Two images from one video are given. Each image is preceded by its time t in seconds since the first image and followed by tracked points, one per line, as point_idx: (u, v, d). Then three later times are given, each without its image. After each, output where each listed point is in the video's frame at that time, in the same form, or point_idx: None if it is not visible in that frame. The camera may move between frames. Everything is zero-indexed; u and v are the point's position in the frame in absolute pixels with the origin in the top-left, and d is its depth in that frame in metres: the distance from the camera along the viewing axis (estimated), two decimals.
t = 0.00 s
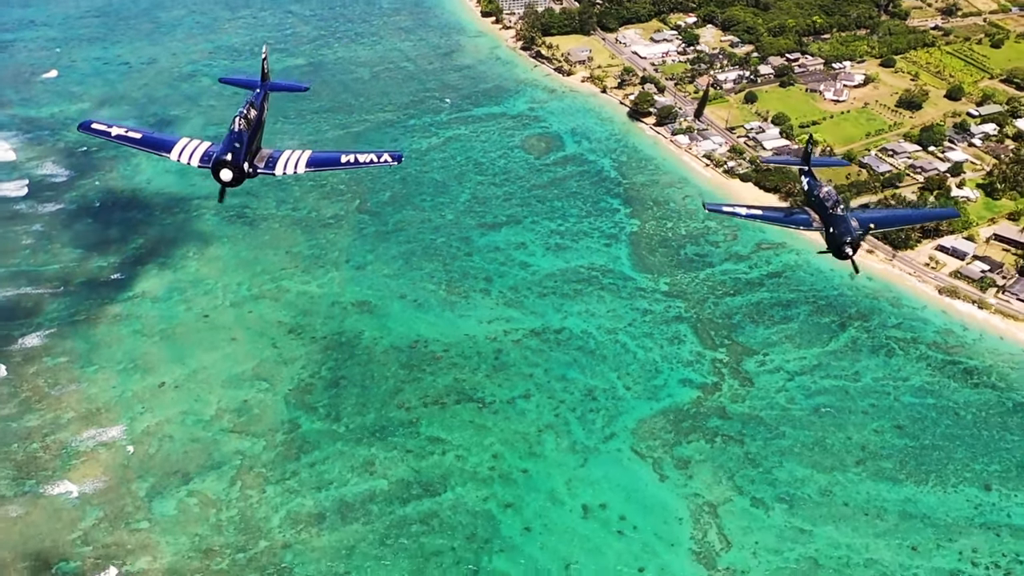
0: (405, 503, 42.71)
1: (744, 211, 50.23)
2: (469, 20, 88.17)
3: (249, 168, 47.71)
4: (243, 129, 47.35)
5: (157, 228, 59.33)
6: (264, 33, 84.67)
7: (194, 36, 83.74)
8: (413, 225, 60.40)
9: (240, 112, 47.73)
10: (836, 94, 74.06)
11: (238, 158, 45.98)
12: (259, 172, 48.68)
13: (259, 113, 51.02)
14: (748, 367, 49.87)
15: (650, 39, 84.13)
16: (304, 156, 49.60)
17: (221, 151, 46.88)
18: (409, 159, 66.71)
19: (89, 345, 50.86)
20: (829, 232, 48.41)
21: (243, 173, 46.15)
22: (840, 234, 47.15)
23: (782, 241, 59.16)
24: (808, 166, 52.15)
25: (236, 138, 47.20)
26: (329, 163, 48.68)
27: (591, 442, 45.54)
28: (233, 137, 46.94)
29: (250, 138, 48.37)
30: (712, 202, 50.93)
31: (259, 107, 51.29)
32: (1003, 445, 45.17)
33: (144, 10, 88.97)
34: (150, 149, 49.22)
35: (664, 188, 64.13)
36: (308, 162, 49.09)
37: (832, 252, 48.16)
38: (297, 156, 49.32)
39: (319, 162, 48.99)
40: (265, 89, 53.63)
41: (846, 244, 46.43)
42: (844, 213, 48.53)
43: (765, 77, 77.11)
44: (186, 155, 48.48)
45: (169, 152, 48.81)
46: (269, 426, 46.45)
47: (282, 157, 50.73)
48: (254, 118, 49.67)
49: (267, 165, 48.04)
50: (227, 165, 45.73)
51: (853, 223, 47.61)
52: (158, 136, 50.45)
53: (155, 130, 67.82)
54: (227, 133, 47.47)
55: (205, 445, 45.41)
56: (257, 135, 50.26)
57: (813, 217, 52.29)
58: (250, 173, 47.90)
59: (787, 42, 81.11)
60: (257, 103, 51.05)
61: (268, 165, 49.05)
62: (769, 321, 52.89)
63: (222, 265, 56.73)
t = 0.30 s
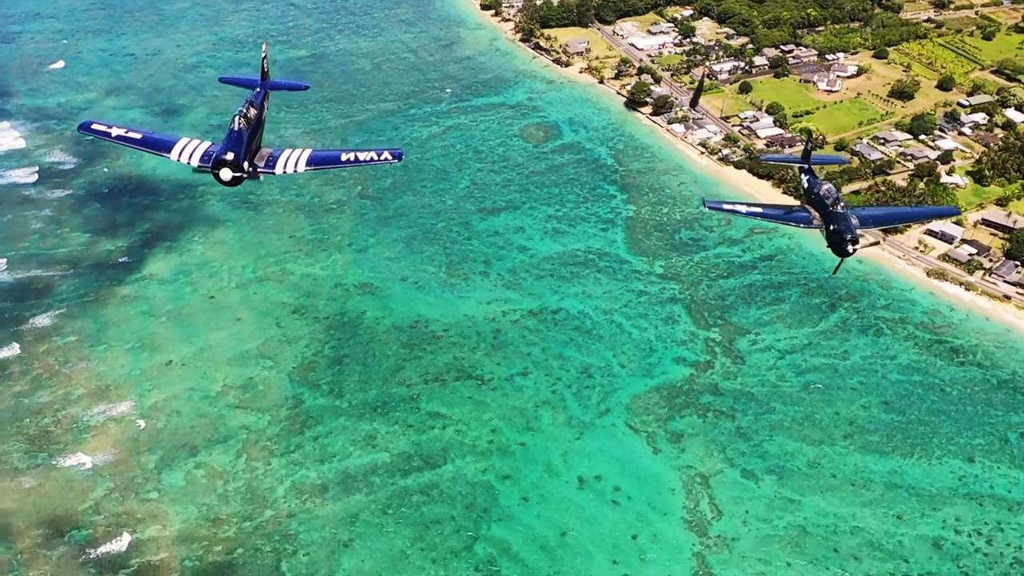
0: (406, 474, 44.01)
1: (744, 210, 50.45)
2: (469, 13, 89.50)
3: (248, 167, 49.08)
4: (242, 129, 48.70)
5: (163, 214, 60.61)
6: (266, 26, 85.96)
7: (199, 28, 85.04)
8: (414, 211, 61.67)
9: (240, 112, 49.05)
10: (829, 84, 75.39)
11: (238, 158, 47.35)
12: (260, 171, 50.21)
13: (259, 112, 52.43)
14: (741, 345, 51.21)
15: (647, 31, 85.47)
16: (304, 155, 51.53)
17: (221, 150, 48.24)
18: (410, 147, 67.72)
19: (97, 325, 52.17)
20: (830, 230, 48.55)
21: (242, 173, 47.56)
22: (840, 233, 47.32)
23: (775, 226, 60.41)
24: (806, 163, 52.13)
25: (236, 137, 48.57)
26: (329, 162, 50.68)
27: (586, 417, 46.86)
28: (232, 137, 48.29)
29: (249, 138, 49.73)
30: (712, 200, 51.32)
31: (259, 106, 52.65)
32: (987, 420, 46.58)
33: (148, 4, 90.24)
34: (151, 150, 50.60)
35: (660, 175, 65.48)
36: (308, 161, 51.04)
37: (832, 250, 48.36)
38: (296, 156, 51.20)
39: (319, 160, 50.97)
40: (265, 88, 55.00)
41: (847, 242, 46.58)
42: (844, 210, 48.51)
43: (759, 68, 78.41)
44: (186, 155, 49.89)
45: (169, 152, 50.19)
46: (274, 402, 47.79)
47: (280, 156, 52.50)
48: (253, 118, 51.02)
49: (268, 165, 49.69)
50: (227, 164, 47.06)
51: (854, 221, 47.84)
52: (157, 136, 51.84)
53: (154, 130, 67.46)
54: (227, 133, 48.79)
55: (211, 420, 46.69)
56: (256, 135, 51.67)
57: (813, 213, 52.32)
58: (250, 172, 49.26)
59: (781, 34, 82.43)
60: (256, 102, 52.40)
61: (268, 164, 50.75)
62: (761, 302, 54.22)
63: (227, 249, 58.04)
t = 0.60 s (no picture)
0: (407, 448, 45.36)
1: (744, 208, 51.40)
2: (469, 7, 90.98)
3: (249, 167, 48.42)
4: (244, 128, 47.93)
5: (170, 201, 62.02)
6: (269, 19, 87.36)
7: (203, 21, 86.43)
8: (415, 197, 63.04)
9: (241, 112, 48.41)
10: (823, 76, 76.75)
11: (240, 159, 46.83)
12: (261, 171, 49.57)
13: (259, 112, 51.88)
14: (733, 326, 52.54)
15: (644, 25, 86.91)
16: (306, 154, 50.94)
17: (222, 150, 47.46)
18: (411, 137, 69.02)
19: (106, 306, 53.56)
20: (831, 228, 48.47)
21: (243, 173, 46.97)
22: (840, 230, 47.59)
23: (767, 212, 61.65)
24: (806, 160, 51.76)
25: (237, 137, 47.79)
26: (332, 161, 50.17)
27: (582, 393, 48.24)
28: (234, 136, 47.50)
29: (250, 137, 49.16)
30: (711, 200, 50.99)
31: (259, 106, 52.01)
32: (972, 396, 47.97)
33: None
34: (151, 151, 49.31)
35: (656, 163, 66.89)
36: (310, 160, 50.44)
37: (832, 247, 48.72)
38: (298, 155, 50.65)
39: (321, 160, 50.42)
40: (264, 87, 54.28)
41: (847, 240, 47.04)
42: (844, 208, 48.31)
43: (754, 60, 79.78)
44: (188, 156, 48.58)
45: (171, 153, 48.98)
46: (279, 379, 49.16)
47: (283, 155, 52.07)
48: (254, 117, 50.35)
49: (270, 165, 49.11)
50: (228, 165, 46.42)
51: (854, 219, 47.67)
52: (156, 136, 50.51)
53: (160, 121, 68.97)
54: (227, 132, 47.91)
55: (217, 397, 48.04)
56: (256, 135, 51.02)
57: (813, 210, 52.06)
58: (251, 173, 48.60)
59: (776, 27, 83.86)
60: (256, 101, 51.76)
61: (270, 164, 50.21)
62: (754, 285, 55.55)
63: (231, 234, 59.44)
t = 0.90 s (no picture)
0: (408, 422, 46.71)
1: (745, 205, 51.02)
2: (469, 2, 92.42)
3: (251, 168, 49.93)
4: (245, 130, 49.62)
5: (176, 187, 63.40)
6: (272, 13, 88.75)
7: (207, 15, 87.84)
8: (415, 184, 64.42)
9: (242, 113, 49.94)
10: (816, 67, 78.15)
11: (240, 160, 48.26)
12: (263, 172, 50.95)
13: (262, 112, 53.29)
14: (726, 307, 53.89)
15: (641, 18, 88.36)
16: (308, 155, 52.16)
17: (224, 152, 49.19)
18: (412, 126, 70.37)
19: (115, 288, 54.93)
20: (832, 226, 49.26)
21: (244, 174, 48.40)
22: (841, 229, 48.20)
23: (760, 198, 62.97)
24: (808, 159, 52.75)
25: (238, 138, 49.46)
26: (333, 162, 51.35)
27: (579, 370, 49.62)
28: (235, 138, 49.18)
29: (251, 139, 50.61)
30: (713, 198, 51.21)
31: (262, 107, 53.47)
32: (958, 373, 49.36)
33: None
34: (154, 153, 51.56)
35: (652, 152, 68.21)
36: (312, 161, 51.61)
37: (833, 245, 49.16)
38: (299, 155, 51.79)
39: (323, 160, 51.62)
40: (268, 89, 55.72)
41: (847, 238, 47.41)
42: (844, 207, 49.42)
43: (749, 52, 81.19)
44: (190, 157, 50.86)
45: (172, 154, 51.09)
46: (284, 357, 50.52)
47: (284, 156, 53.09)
48: (257, 119, 51.87)
49: (271, 165, 50.39)
50: (229, 165, 47.92)
51: (855, 218, 48.59)
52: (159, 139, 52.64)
53: (165, 111, 70.38)
54: (229, 134, 49.66)
55: (223, 374, 49.41)
56: (259, 136, 52.51)
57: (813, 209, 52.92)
58: (252, 173, 50.10)
59: (771, 20, 85.31)
60: (259, 102, 53.20)
61: (271, 164, 51.35)
62: (747, 268, 56.91)
63: (236, 219, 60.82)
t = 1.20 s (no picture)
0: (409, 395, 48.25)
1: (746, 203, 51.48)
2: None
3: (254, 169, 49.16)
4: (247, 130, 49.09)
5: (182, 173, 64.91)
6: (275, 5, 90.33)
7: (211, 7, 89.33)
8: (417, 169, 65.92)
9: (245, 113, 49.42)
10: (809, 57, 79.64)
11: (244, 160, 47.61)
12: (267, 172, 50.19)
13: (265, 114, 52.88)
14: (718, 286, 55.42)
15: (638, 10, 89.90)
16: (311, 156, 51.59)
17: (227, 152, 48.54)
18: (413, 114, 71.83)
19: (124, 268, 56.47)
20: (833, 223, 49.27)
21: (248, 174, 47.79)
22: (842, 226, 48.28)
23: (753, 183, 64.46)
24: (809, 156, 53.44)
25: (241, 139, 48.87)
26: (336, 162, 50.80)
27: (575, 346, 51.15)
28: (238, 139, 48.63)
29: (254, 140, 50.01)
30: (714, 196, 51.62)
31: (265, 108, 53.02)
32: (943, 349, 50.90)
33: None
34: (157, 154, 51.17)
35: (647, 139, 69.71)
36: (315, 161, 50.96)
37: (834, 243, 49.15)
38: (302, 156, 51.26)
39: (326, 161, 51.06)
40: (271, 91, 55.39)
41: (849, 235, 47.41)
42: (845, 204, 49.70)
43: (743, 43, 82.71)
44: (193, 158, 50.55)
45: (175, 156, 50.77)
46: (288, 333, 52.05)
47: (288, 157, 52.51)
48: (259, 120, 51.32)
49: (274, 165, 49.70)
50: (233, 166, 47.22)
51: (856, 215, 48.39)
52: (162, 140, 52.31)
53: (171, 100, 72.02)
54: (232, 135, 49.15)
55: (230, 349, 50.96)
56: (262, 137, 51.95)
57: (816, 207, 53.45)
58: (256, 174, 49.30)
59: (765, 12, 86.86)
60: (262, 104, 52.74)
61: (275, 165, 50.67)
62: (739, 249, 58.42)
63: (242, 203, 62.38)
